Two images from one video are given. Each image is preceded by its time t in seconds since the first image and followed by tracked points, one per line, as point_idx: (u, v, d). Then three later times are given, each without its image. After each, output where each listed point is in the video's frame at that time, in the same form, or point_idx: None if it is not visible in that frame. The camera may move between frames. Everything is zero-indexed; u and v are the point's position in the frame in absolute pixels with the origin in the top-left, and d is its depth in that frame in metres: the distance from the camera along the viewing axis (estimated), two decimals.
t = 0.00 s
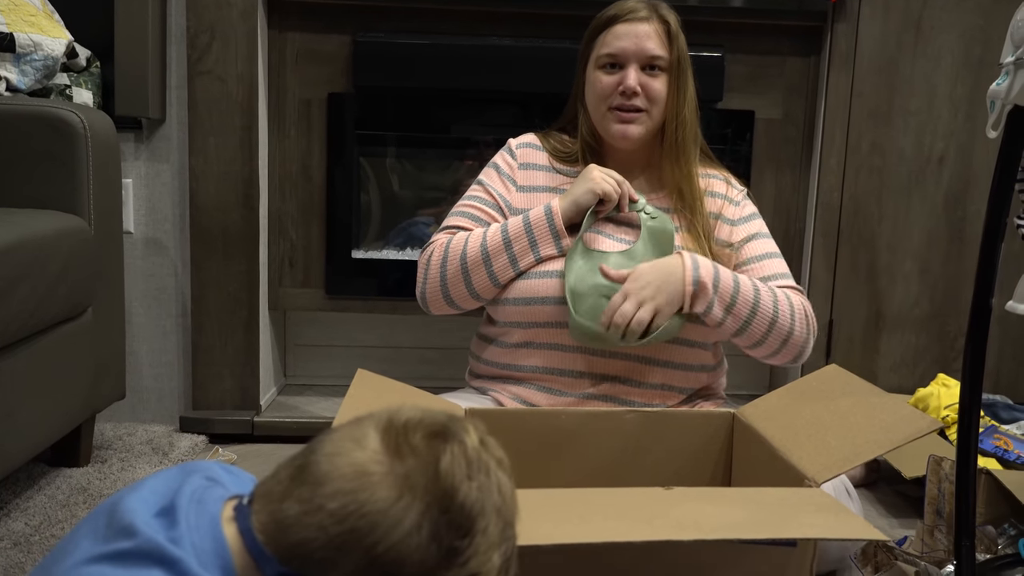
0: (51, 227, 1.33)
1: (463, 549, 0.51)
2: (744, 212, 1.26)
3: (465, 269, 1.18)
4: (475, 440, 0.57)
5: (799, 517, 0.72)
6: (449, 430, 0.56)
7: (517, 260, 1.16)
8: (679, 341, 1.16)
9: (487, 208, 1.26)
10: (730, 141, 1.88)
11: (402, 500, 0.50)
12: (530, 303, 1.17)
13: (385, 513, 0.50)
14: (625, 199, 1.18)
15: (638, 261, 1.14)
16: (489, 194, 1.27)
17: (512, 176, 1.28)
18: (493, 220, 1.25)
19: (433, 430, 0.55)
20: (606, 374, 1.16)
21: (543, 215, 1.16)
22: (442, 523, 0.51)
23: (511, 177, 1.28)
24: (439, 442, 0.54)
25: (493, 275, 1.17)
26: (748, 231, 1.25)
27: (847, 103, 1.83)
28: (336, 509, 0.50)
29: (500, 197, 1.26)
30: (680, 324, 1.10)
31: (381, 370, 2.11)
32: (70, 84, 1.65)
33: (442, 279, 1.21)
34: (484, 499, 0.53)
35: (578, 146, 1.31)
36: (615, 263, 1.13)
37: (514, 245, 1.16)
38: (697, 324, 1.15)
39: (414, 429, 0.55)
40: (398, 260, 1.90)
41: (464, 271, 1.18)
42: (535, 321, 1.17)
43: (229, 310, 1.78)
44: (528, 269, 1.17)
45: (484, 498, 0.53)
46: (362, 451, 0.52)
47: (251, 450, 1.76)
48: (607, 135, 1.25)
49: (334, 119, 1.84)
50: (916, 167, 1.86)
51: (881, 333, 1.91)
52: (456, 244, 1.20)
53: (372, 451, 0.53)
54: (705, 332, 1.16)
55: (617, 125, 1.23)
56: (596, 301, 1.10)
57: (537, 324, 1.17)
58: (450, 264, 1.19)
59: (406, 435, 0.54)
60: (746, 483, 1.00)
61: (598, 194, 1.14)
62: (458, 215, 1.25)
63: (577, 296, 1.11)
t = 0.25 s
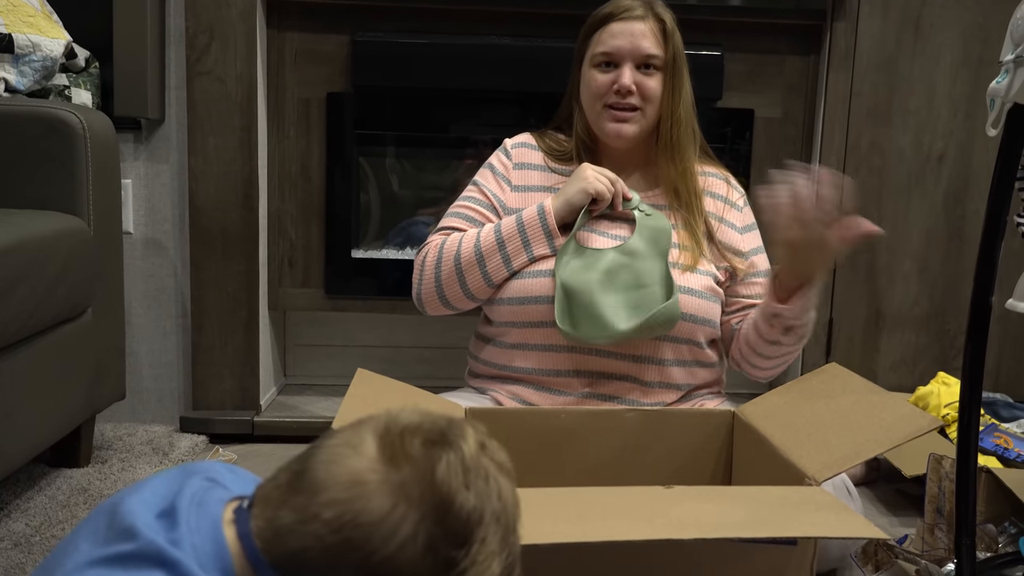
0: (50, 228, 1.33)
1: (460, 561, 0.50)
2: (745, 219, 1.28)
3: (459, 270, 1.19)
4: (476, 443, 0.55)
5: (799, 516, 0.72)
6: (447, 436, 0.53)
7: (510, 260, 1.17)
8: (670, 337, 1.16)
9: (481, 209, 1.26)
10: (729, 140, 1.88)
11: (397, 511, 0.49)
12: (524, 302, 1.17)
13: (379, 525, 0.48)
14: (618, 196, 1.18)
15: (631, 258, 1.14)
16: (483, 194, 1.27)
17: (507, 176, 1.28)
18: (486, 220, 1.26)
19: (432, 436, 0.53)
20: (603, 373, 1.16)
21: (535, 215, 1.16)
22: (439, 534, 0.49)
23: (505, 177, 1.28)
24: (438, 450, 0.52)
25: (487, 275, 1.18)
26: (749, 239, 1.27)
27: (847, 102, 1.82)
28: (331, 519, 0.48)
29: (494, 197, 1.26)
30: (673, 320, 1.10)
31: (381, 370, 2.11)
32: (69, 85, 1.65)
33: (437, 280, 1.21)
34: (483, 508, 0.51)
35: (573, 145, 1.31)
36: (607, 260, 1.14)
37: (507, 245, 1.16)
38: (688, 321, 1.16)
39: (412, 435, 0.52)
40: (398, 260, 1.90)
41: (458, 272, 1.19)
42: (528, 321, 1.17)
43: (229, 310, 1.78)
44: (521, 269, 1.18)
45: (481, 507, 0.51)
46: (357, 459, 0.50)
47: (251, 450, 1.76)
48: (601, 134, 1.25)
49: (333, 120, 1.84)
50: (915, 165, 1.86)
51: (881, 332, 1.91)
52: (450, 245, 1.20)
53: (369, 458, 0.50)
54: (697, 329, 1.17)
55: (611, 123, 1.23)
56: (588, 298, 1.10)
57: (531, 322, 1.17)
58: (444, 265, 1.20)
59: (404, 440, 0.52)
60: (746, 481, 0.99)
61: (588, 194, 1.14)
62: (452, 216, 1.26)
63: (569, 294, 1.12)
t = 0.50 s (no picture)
0: (50, 225, 1.33)
1: (453, 561, 0.49)
2: (747, 216, 1.29)
3: (458, 269, 1.18)
4: (472, 440, 0.54)
5: (799, 512, 0.72)
6: (442, 433, 0.52)
7: (509, 260, 1.16)
8: (672, 334, 1.16)
9: (479, 208, 1.26)
10: (729, 137, 1.88)
11: (389, 510, 0.48)
12: (524, 302, 1.17)
13: (371, 523, 0.48)
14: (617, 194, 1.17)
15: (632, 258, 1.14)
16: (481, 193, 1.27)
17: (505, 175, 1.28)
18: (484, 219, 1.26)
19: (427, 433, 0.52)
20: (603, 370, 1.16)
21: (533, 215, 1.15)
22: (431, 533, 0.49)
23: (503, 176, 1.28)
24: (432, 448, 0.51)
25: (486, 275, 1.17)
26: (752, 236, 1.28)
27: (847, 98, 1.82)
28: (323, 517, 0.48)
29: (493, 196, 1.26)
30: (674, 317, 1.09)
31: (380, 367, 2.11)
32: (68, 82, 1.65)
33: (436, 280, 1.21)
34: (477, 507, 0.50)
35: (570, 142, 1.31)
36: (608, 259, 1.14)
37: (505, 244, 1.16)
38: (688, 317, 1.16)
39: (406, 432, 0.52)
40: (398, 257, 1.90)
41: (458, 272, 1.19)
42: (529, 319, 1.17)
43: (229, 307, 1.78)
44: (520, 268, 1.17)
45: (475, 505, 0.50)
46: (351, 456, 0.50)
47: (251, 447, 1.76)
48: (599, 129, 1.25)
49: (333, 117, 1.83)
50: (915, 162, 1.86)
51: (881, 328, 1.91)
52: (449, 245, 1.20)
53: (363, 456, 0.50)
54: (699, 326, 1.18)
55: (609, 119, 1.23)
56: (588, 297, 1.10)
57: (531, 322, 1.17)
58: (443, 265, 1.19)
59: (399, 438, 0.51)
60: (747, 477, 1.00)
61: (587, 194, 1.13)
62: (450, 216, 1.26)
63: (569, 293, 1.12)
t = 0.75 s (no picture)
0: (50, 219, 1.33)
1: (446, 560, 0.48)
2: (749, 209, 1.29)
3: (460, 262, 1.18)
4: (470, 434, 0.52)
5: (799, 503, 0.72)
6: (436, 429, 0.51)
7: (512, 253, 1.16)
8: (675, 329, 1.16)
9: (481, 201, 1.25)
10: (730, 130, 1.88)
11: (378, 509, 0.47)
12: (527, 296, 1.17)
13: (360, 523, 0.47)
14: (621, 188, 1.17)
15: (635, 252, 1.15)
16: (484, 186, 1.26)
17: (507, 168, 1.28)
18: (486, 212, 1.25)
19: (420, 429, 0.51)
20: (605, 363, 1.16)
21: (537, 207, 1.15)
22: (422, 532, 0.47)
23: (506, 169, 1.27)
24: (423, 444, 0.50)
25: (488, 269, 1.17)
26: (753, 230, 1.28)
27: (848, 91, 1.82)
28: (314, 516, 0.48)
29: (495, 189, 1.25)
30: (677, 312, 1.09)
31: (381, 361, 2.11)
32: (67, 76, 1.65)
33: (438, 273, 1.20)
34: (470, 504, 0.49)
35: (574, 133, 1.30)
36: (611, 254, 1.14)
37: (508, 237, 1.16)
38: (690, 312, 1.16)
39: (399, 429, 0.51)
40: (398, 251, 1.90)
41: (460, 265, 1.18)
42: (531, 313, 1.17)
43: (229, 301, 1.78)
44: (523, 262, 1.17)
45: (469, 503, 0.49)
46: (344, 455, 0.49)
47: (252, 441, 1.76)
48: (606, 117, 1.24)
49: (332, 111, 1.83)
50: (916, 154, 1.85)
51: (882, 321, 1.91)
52: (452, 238, 1.20)
53: (356, 454, 0.49)
54: (702, 321, 1.18)
55: (617, 107, 1.22)
56: (591, 292, 1.11)
57: (533, 316, 1.17)
58: (445, 258, 1.19)
59: (392, 435, 0.50)
60: (747, 469, 1.00)
61: (590, 187, 1.13)
62: (452, 208, 1.25)
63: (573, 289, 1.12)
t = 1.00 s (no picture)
0: (45, 210, 1.32)
1: (432, 555, 0.46)
2: (747, 199, 1.28)
3: (455, 252, 1.18)
4: (458, 422, 0.50)
5: (796, 492, 0.72)
6: (422, 419, 0.49)
7: (507, 242, 1.16)
8: (671, 318, 1.16)
9: (477, 189, 1.25)
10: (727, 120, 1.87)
11: (361, 503, 0.46)
12: (523, 285, 1.16)
13: (344, 517, 0.45)
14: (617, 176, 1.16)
15: (632, 244, 1.15)
16: (480, 174, 1.26)
17: (504, 156, 1.27)
18: (482, 200, 1.25)
19: (406, 419, 0.49)
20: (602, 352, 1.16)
21: (530, 196, 1.14)
22: (407, 527, 0.46)
23: (502, 156, 1.27)
24: (408, 436, 0.48)
25: (483, 257, 1.17)
26: (751, 220, 1.28)
27: (845, 80, 1.81)
28: (297, 511, 0.46)
29: (492, 177, 1.25)
30: (673, 303, 1.09)
31: (378, 352, 2.10)
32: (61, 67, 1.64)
33: (433, 262, 1.20)
34: (456, 497, 0.47)
35: (573, 121, 1.30)
36: (608, 245, 1.14)
37: (502, 227, 1.15)
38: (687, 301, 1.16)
39: (384, 419, 0.49)
40: (395, 242, 1.90)
41: (455, 256, 1.18)
42: (528, 302, 1.17)
43: (225, 293, 1.78)
44: (518, 251, 1.17)
45: (454, 496, 0.47)
46: (328, 448, 0.48)
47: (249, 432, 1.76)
48: (607, 106, 1.24)
49: (328, 101, 1.82)
50: (914, 144, 1.85)
51: (879, 311, 1.91)
52: (445, 228, 1.19)
53: (339, 447, 0.48)
54: (699, 310, 1.18)
55: (618, 95, 1.22)
56: (587, 283, 1.11)
57: (530, 305, 1.17)
58: (440, 247, 1.19)
59: (376, 427, 0.49)
60: (744, 459, 1.00)
61: (584, 176, 1.12)
62: (449, 196, 1.25)
63: (569, 279, 1.13)
